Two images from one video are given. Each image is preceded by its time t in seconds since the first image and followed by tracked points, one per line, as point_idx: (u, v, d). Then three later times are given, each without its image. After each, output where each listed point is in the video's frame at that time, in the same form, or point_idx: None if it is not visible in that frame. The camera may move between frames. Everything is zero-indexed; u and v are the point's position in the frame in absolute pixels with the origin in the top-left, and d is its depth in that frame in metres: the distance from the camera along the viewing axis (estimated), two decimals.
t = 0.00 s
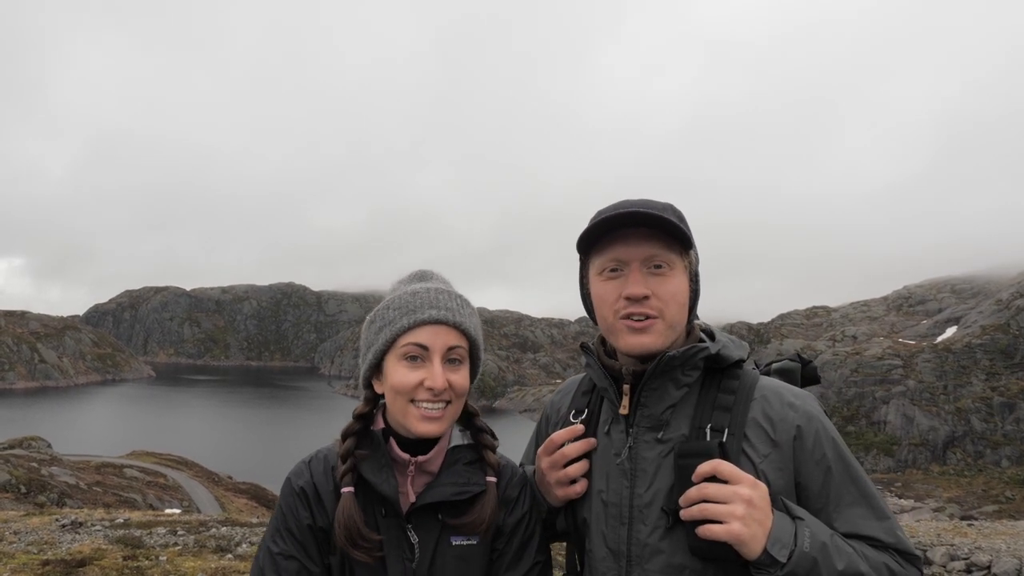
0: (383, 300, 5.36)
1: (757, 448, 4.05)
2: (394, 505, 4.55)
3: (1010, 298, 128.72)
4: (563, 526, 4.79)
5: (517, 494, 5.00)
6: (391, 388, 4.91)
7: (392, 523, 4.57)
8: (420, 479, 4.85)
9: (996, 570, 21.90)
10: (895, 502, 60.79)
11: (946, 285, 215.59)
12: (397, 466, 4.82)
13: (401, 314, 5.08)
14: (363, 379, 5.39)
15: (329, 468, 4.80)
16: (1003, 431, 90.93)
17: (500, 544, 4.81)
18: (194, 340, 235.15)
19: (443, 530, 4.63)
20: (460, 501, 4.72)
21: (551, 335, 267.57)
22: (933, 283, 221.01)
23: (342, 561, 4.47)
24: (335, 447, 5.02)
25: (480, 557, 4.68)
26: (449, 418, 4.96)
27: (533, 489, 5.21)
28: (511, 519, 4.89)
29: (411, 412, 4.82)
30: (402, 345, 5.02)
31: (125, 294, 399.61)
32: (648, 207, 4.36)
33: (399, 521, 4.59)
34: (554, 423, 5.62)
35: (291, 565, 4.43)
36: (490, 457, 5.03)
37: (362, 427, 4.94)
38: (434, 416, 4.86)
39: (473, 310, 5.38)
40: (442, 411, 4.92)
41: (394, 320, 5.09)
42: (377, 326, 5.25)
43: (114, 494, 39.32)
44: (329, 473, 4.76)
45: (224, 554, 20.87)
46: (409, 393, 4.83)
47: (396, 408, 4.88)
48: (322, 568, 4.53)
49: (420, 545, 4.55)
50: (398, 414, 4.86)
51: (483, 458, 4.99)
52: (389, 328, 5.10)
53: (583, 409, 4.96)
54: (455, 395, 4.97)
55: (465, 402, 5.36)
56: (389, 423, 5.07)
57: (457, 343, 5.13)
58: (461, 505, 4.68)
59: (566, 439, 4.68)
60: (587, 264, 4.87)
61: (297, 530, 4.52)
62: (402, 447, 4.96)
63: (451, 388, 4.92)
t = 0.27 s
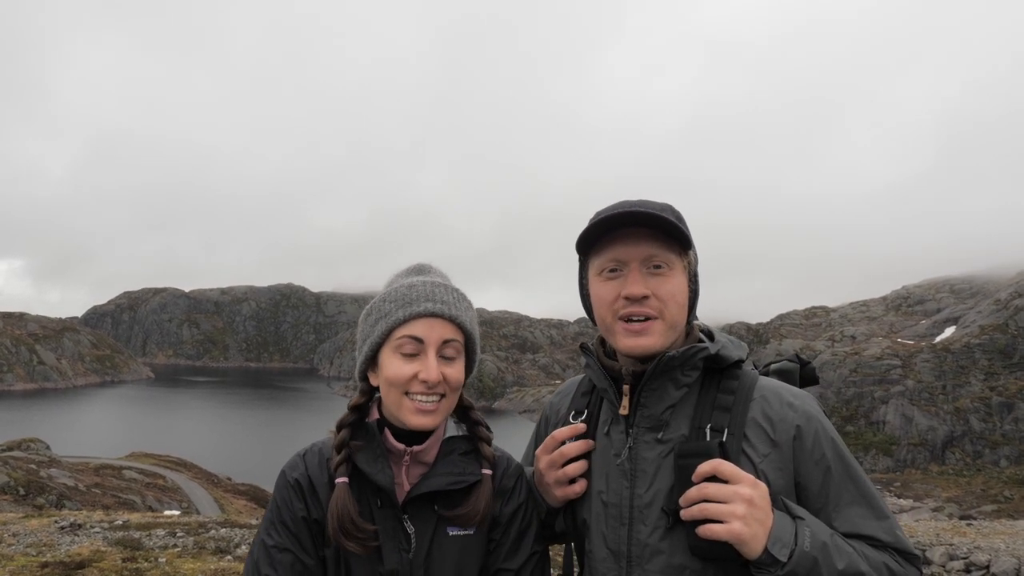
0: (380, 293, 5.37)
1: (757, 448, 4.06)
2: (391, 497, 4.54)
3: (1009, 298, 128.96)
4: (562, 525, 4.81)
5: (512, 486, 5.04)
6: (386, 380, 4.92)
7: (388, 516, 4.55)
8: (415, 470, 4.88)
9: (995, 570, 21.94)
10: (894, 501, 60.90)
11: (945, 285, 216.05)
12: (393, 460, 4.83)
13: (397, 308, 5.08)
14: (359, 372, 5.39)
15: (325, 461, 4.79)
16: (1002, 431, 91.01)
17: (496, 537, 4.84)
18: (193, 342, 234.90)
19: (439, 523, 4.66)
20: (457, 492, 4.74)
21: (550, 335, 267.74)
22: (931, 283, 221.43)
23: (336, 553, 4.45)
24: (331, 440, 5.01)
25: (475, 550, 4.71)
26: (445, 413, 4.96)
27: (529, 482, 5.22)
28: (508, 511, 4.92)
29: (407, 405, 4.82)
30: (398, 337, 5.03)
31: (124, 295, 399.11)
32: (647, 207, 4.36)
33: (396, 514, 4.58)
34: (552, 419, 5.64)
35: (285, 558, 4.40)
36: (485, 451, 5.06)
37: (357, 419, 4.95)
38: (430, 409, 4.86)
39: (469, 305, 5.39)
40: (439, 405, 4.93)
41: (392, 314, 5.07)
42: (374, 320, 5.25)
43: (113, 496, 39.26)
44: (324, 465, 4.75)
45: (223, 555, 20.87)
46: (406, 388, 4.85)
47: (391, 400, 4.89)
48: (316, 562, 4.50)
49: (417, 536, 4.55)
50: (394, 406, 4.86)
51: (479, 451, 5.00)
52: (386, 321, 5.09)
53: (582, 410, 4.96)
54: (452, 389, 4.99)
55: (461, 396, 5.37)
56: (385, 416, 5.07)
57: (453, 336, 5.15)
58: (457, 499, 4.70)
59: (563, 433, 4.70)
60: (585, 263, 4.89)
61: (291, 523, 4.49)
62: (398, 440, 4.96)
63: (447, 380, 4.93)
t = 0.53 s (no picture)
0: (382, 289, 5.42)
1: (757, 448, 4.13)
2: (393, 493, 4.62)
3: (1007, 299, 129.28)
4: (561, 525, 4.89)
5: (511, 485, 5.12)
6: (387, 375, 5.00)
7: (390, 510, 4.63)
8: (417, 467, 4.96)
9: (993, 570, 22.07)
10: (893, 502, 61.07)
11: (943, 285, 216.49)
12: (395, 455, 4.93)
13: (395, 306, 5.17)
14: (360, 368, 5.45)
15: (325, 458, 4.86)
16: (1001, 431, 91.19)
17: (495, 534, 4.93)
18: (192, 343, 234.81)
19: (439, 520, 4.74)
20: (458, 489, 4.84)
21: (549, 336, 267.94)
22: (930, 284, 221.89)
23: (336, 552, 4.49)
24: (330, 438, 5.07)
25: (476, 546, 4.79)
26: (445, 408, 5.03)
27: (528, 480, 5.29)
28: (508, 508, 5.01)
29: (408, 400, 4.90)
30: (400, 331, 5.11)
31: (122, 295, 398.65)
32: (647, 206, 4.44)
33: (397, 508, 4.66)
34: (550, 420, 5.71)
35: (286, 554, 4.44)
36: (485, 449, 5.14)
37: (358, 416, 5.01)
38: (430, 404, 4.93)
39: (470, 302, 5.46)
40: (441, 401, 5.00)
41: (393, 310, 5.16)
42: (376, 316, 5.31)
43: (112, 497, 39.24)
44: (324, 462, 4.81)
45: (223, 556, 20.91)
46: (408, 385, 4.91)
47: (392, 395, 4.97)
48: (317, 558, 4.56)
49: (419, 532, 4.64)
50: (396, 402, 4.94)
51: (477, 449, 5.11)
52: (387, 317, 5.18)
53: (581, 410, 5.04)
54: (452, 384, 5.05)
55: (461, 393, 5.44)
56: (386, 412, 5.14)
57: (454, 333, 5.22)
58: (456, 496, 4.80)
59: (561, 432, 4.77)
60: (584, 264, 4.97)
61: (291, 520, 4.54)
62: (399, 436, 5.03)
63: (447, 375, 5.00)
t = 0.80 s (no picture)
0: (379, 287, 5.38)
1: (755, 447, 4.10)
2: (393, 492, 4.58)
3: (1007, 299, 129.14)
4: (558, 526, 4.85)
5: (511, 484, 5.08)
6: (386, 374, 4.95)
7: (389, 510, 4.58)
8: (417, 466, 4.91)
9: (994, 570, 22.01)
10: (894, 502, 60.96)
11: (943, 286, 216.35)
12: (395, 455, 4.87)
13: (393, 304, 5.13)
14: (358, 367, 5.41)
15: (323, 457, 4.82)
16: (1001, 432, 91.08)
17: (495, 533, 4.89)
18: (192, 344, 235.01)
19: (439, 520, 4.69)
20: (458, 488, 4.79)
21: (549, 337, 267.96)
22: (930, 284, 221.72)
23: (336, 549, 4.45)
24: (330, 437, 5.02)
25: (476, 545, 4.74)
26: (444, 407, 4.99)
27: (527, 480, 5.25)
28: (507, 509, 4.96)
29: (407, 399, 4.85)
30: (399, 329, 5.05)
31: (123, 296, 399.19)
32: (641, 208, 4.41)
33: (396, 508, 4.61)
34: (550, 419, 5.67)
35: (284, 554, 4.39)
36: (486, 448, 5.10)
37: (358, 414, 4.98)
38: (429, 404, 4.88)
39: (469, 299, 5.41)
40: (440, 400, 4.96)
41: (391, 309, 5.12)
42: (373, 314, 5.28)
43: (112, 498, 39.19)
44: (323, 461, 4.77)
45: (224, 557, 20.86)
46: (407, 385, 4.87)
47: (391, 394, 4.92)
48: (316, 559, 4.50)
49: (418, 532, 4.59)
50: (395, 401, 4.89)
51: (478, 447, 5.08)
52: (385, 315, 5.13)
53: (580, 410, 5.00)
54: (452, 382, 5.02)
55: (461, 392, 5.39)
56: (385, 411, 5.11)
57: (453, 331, 5.17)
58: (454, 496, 4.76)
59: (559, 429, 4.73)
60: (581, 265, 4.94)
61: (291, 519, 4.50)
62: (400, 435, 4.99)
63: (447, 374, 4.96)
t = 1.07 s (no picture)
0: (377, 285, 5.43)
1: (750, 445, 4.14)
2: (392, 490, 4.62)
3: (1008, 300, 129.12)
4: (557, 523, 4.89)
5: (508, 482, 5.15)
6: (385, 372, 4.99)
7: (389, 507, 4.63)
8: (416, 464, 4.95)
9: (994, 571, 22.04)
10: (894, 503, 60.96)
11: (944, 286, 216.36)
12: (395, 452, 4.92)
13: (393, 301, 5.17)
14: (357, 366, 5.47)
15: (324, 455, 4.86)
16: (1002, 432, 91.04)
17: (493, 531, 4.94)
18: (192, 345, 235.26)
19: (437, 518, 4.75)
20: (456, 485, 4.85)
21: (550, 338, 268.06)
22: (931, 284, 221.68)
23: (335, 548, 4.50)
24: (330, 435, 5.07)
25: (475, 542, 4.81)
26: (443, 404, 5.04)
27: (525, 478, 5.30)
28: (505, 505, 5.01)
29: (406, 396, 4.91)
30: (398, 328, 5.10)
31: (124, 297, 399.60)
32: (644, 210, 4.44)
33: (395, 505, 4.65)
34: (549, 418, 5.72)
35: (285, 552, 4.43)
36: (484, 446, 5.17)
37: (357, 414, 5.03)
38: (428, 401, 4.93)
39: (466, 298, 5.48)
40: (439, 397, 5.03)
41: (394, 308, 5.15)
42: (372, 312, 5.31)
43: (113, 499, 39.26)
44: (323, 459, 4.82)
45: (224, 558, 20.91)
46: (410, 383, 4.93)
47: (391, 393, 4.96)
48: (317, 554, 4.55)
49: (418, 529, 4.64)
50: (394, 398, 4.93)
51: (476, 445, 5.13)
52: (383, 312, 5.17)
53: (578, 409, 5.05)
54: (450, 380, 5.07)
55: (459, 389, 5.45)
56: (383, 409, 5.14)
57: (451, 328, 5.24)
58: (454, 493, 4.80)
59: (557, 427, 4.77)
60: (583, 267, 4.97)
61: (291, 518, 4.53)
62: (399, 434, 5.04)
63: (446, 371, 5.02)
